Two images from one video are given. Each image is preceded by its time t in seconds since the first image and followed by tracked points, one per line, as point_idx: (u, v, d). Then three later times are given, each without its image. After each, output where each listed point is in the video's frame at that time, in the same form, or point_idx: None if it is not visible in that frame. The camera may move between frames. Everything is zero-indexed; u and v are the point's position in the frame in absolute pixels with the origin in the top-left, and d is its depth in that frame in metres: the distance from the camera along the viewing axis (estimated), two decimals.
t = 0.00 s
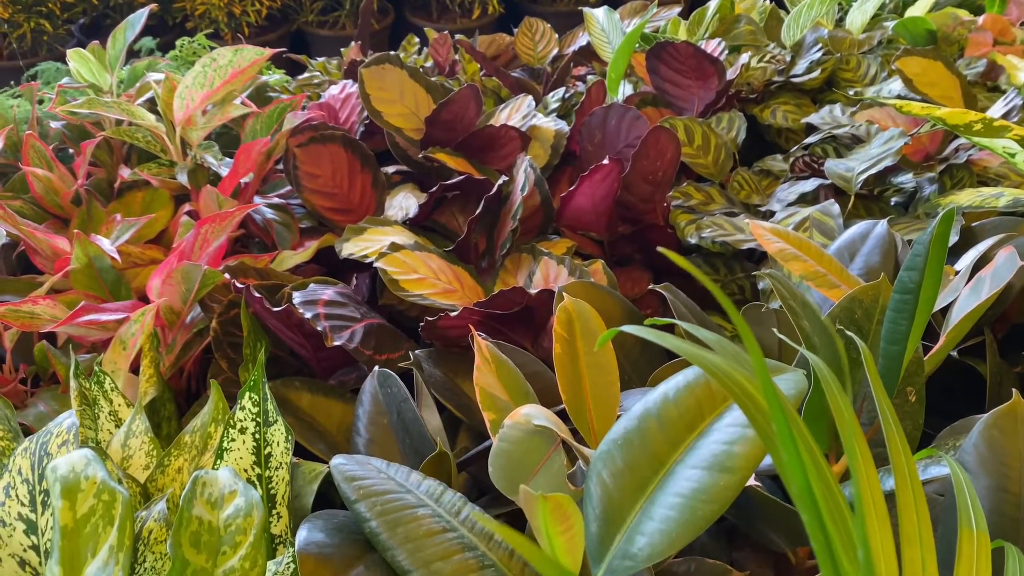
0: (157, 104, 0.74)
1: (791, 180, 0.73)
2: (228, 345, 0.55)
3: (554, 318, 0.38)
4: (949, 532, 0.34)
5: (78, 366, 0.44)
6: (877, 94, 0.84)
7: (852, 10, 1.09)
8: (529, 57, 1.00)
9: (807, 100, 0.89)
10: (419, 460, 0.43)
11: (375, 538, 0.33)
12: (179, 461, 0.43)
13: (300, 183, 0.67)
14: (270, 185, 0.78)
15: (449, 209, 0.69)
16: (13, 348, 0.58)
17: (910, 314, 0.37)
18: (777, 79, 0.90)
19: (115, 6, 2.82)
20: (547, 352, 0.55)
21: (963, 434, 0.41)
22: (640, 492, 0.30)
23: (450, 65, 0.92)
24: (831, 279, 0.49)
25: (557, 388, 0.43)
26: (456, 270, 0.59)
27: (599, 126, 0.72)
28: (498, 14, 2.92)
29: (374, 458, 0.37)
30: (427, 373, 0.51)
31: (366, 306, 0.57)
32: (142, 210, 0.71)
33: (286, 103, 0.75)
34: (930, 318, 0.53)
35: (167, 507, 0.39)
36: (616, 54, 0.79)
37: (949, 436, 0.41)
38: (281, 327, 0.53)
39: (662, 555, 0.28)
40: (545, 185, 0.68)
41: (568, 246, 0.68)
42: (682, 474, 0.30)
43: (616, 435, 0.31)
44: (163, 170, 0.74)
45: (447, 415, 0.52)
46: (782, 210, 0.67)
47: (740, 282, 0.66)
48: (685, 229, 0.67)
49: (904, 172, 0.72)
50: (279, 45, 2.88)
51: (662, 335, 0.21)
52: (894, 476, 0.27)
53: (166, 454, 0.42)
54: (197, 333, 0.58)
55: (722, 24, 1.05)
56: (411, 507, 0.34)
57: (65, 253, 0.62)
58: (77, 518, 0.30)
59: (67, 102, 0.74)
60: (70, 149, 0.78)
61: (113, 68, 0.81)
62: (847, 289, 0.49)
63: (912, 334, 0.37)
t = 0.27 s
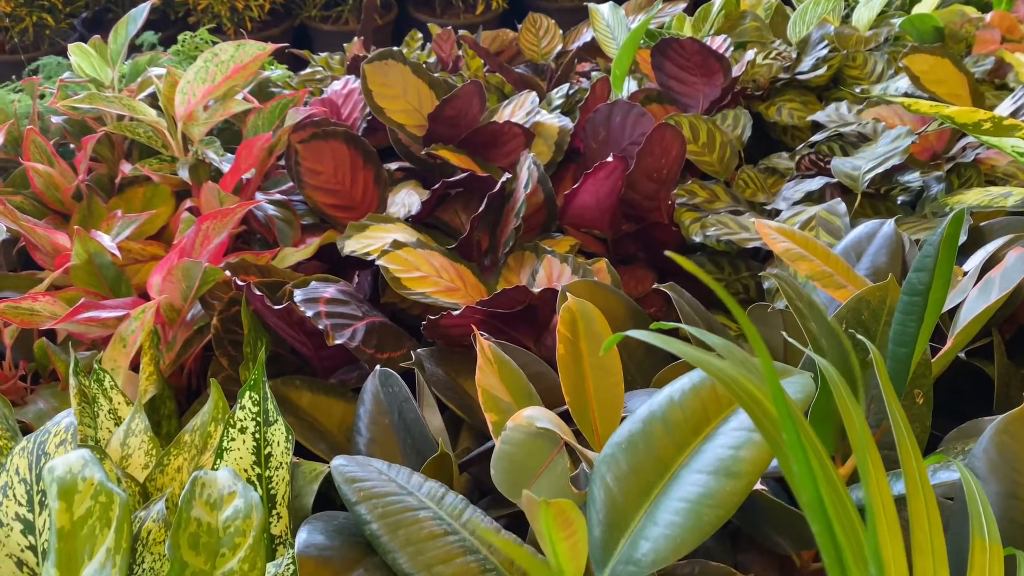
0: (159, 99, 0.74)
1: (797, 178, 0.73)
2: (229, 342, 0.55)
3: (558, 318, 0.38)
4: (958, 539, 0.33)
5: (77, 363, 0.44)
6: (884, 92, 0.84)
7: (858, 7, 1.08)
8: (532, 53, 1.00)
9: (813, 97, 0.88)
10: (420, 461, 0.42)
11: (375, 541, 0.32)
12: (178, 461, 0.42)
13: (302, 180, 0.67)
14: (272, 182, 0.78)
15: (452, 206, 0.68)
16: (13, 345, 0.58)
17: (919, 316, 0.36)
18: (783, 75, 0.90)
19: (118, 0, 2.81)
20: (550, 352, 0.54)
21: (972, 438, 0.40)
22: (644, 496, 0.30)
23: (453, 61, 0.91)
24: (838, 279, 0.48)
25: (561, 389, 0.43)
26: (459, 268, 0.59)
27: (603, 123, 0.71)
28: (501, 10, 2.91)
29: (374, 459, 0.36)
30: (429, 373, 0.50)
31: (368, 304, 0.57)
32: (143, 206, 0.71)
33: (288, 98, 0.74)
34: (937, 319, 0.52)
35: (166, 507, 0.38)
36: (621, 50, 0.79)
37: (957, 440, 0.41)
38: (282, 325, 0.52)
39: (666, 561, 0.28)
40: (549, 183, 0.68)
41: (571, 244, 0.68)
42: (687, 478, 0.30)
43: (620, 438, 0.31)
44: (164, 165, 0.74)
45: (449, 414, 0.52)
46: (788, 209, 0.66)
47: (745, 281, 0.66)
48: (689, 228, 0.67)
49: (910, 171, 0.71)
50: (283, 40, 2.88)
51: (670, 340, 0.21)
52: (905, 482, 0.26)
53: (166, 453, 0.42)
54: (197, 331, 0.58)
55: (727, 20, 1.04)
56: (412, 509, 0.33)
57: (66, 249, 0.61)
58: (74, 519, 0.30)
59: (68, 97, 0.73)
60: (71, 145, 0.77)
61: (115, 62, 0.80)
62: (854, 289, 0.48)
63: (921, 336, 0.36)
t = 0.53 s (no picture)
0: (161, 95, 0.73)
1: (805, 179, 0.71)
2: (229, 342, 0.54)
3: (564, 323, 0.37)
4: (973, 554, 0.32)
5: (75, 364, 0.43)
6: (894, 91, 0.82)
7: (868, 4, 1.07)
8: (538, 50, 0.99)
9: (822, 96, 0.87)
10: (422, 466, 0.42)
11: (376, 551, 0.31)
12: (176, 464, 0.42)
13: (304, 177, 0.66)
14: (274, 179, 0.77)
15: (456, 205, 0.67)
16: (12, 343, 0.57)
17: (932, 325, 0.35)
18: (792, 74, 0.88)
19: None
20: (554, 354, 0.54)
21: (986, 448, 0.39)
22: (651, 509, 0.29)
23: (458, 58, 0.90)
24: (848, 284, 0.47)
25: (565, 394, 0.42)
26: (462, 268, 0.58)
27: (609, 121, 0.70)
28: (507, 6, 2.90)
29: (375, 466, 0.36)
30: (432, 375, 0.50)
31: (370, 304, 0.56)
32: (144, 203, 0.70)
33: (291, 94, 0.74)
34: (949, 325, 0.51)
35: (164, 513, 0.38)
36: (628, 48, 0.78)
37: (971, 451, 0.40)
38: (282, 325, 0.52)
39: None
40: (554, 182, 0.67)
41: (576, 244, 0.67)
42: (695, 491, 0.29)
43: (627, 449, 0.30)
44: (166, 162, 0.73)
45: (452, 417, 0.51)
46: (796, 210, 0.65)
47: (753, 283, 0.65)
48: (696, 228, 0.66)
49: (921, 171, 0.70)
50: (288, 35, 2.87)
51: (684, 359, 0.20)
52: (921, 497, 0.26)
53: (164, 456, 0.41)
54: (198, 330, 0.57)
55: (735, 18, 1.03)
56: (413, 519, 0.33)
57: (66, 246, 0.61)
58: (67, 528, 0.29)
59: (69, 92, 0.73)
60: (72, 140, 0.77)
61: (117, 57, 0.80)
62: (865, 294, 0.47)
63: (935, 344, 0.35)
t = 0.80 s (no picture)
0: (163, 91, 0.72)
1: (817, 182, 0.70)
2: (230, 345, 0.53)
3: (570, 334, 0.36)
4: None
5: (71, 369, 0.42)
6: (909, 92, 0.81)
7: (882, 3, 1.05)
8: (546, 47, 0.97)
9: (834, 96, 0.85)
10: (425, 477, 0.41)
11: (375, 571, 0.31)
12: (174, 473, 0.41)
13: (308, 176, 0.65)
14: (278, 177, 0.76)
15: (461, 206, 0.66)
16: (10, 343, 0.57)
17: (953, 342, 0.34)
18: (805, 73, 0.87)
19: None
20: (561, 360, 0.53)
21: (1007, 466, 0.38)
22: (661, 533, 0.28)
23: (465, 55, 0.89)
24: (863, 293, 0.46)
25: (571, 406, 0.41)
26: (467, 271, 0.57)
27: (618, 122, 0.69)
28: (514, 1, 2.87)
29: (376, 480, 0.35)
30: (436, 382, 0.49)
31: (373, 308, 0.55)
32: (145, 201, 0.69)
33: (296, 91, 0.73)
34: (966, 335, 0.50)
35: (159, 524, 0.37)
36: (638, 46, 0.76)
37: (990, 469, 0.38)
38: (284, 329, 0.51)
39: None
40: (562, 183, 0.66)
41: (584, 247, 0.66)
42: (706, 516, 0.28)
43: (636, 469, 0.29)
44: (168, 159, 0.73)
45: (455, 424, 0.50)
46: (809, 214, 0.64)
47: (764, 288, 0.64)
48: (706, 231, 0.65)
49: (935, 175, 0.68)
50: (294, 28, 2.85)
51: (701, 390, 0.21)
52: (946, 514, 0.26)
53: (161, 465, 0.40)
54: (198, 333, 0.56)
55: (747, 15, 1.01)
56: (415, 537, 0.32)
57: (65, 245, 0.60)
58: (57, 546, 0.28)
59: (70, 87, 0.72)
60: (74, 135, 0.76)
61: (119, 51, 0.79)
62: (881, 304, 0.46)
63: (956, 361, 0.34)
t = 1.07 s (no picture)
0: (166, 87, 0.71)
1: (833, 186, 0.68)
2: (231, 349, 0.52)
3: (581, 349, 0.34)
4: None
5: (67, 375, 0.41)
6: (927, 94, 0.79)
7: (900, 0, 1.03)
8: (556, 43, 0.95)
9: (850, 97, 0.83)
10: (429, 491, 0.40)
11: None
12: (170, 484, 0.40)
13: (312, 176, 0.64)
14: (282, 174, 0.75)
15: (468, 207, 0.65)
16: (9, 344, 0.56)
17: (982, 362, 0.32)
18: (820, 73, 0.85)
19: None
20: (570, 368, 0.51)
21: None
22: (675, 563, 0.27)
23: (473, 51, 0.87)
24: (883, 305, 0.45)
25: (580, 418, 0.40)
26: (474, 276, 0.56)
27: (630, 122, 0.67)
28: None
29: (378, 499, 0.33)
30: (440, 390, 0.47)
31: (378, 313, 0.54)
32: (148, 199, 0.68)
33: (301, 88, 0.71)
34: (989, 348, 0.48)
35: (155, 539, 0.36)
36: (650, 45, 0.75)
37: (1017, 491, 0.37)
38: (285, 334, 0.50)
39: None
40: (571, 184, 0.65)
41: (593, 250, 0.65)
42: (722, 547, 0.26)
43: (648, 496, 0.28)
44: (171, 156, 0.71)
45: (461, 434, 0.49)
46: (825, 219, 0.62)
47: (778, 295, 0.62)
48: (718, 236, 0.63)
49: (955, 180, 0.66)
50: (302, 21, 2.83)
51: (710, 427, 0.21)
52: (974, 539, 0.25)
53: (158, 476, 0.39)
54: (199, 336, 0.55)
55: (761, 13, 0.99)
56: (417, 560, 0.30)
57: (66, 244, 0.59)
58: (45, 569, 0.27)
59: (72, 82, 0.71)
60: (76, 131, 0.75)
61: (123, 46, 0.78)
62: (901, 317, 0.44)
63: (985, 383, 0.33)
